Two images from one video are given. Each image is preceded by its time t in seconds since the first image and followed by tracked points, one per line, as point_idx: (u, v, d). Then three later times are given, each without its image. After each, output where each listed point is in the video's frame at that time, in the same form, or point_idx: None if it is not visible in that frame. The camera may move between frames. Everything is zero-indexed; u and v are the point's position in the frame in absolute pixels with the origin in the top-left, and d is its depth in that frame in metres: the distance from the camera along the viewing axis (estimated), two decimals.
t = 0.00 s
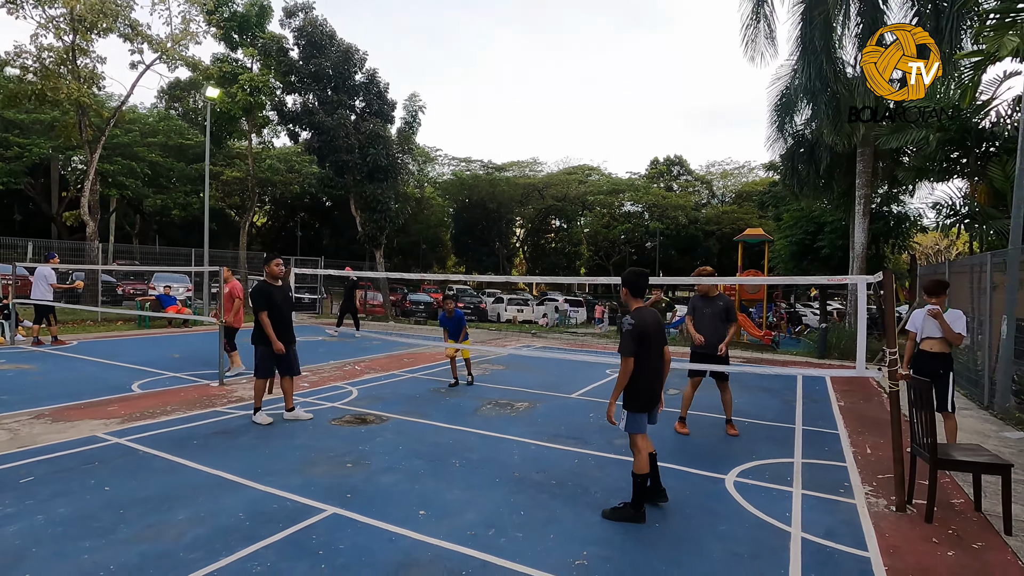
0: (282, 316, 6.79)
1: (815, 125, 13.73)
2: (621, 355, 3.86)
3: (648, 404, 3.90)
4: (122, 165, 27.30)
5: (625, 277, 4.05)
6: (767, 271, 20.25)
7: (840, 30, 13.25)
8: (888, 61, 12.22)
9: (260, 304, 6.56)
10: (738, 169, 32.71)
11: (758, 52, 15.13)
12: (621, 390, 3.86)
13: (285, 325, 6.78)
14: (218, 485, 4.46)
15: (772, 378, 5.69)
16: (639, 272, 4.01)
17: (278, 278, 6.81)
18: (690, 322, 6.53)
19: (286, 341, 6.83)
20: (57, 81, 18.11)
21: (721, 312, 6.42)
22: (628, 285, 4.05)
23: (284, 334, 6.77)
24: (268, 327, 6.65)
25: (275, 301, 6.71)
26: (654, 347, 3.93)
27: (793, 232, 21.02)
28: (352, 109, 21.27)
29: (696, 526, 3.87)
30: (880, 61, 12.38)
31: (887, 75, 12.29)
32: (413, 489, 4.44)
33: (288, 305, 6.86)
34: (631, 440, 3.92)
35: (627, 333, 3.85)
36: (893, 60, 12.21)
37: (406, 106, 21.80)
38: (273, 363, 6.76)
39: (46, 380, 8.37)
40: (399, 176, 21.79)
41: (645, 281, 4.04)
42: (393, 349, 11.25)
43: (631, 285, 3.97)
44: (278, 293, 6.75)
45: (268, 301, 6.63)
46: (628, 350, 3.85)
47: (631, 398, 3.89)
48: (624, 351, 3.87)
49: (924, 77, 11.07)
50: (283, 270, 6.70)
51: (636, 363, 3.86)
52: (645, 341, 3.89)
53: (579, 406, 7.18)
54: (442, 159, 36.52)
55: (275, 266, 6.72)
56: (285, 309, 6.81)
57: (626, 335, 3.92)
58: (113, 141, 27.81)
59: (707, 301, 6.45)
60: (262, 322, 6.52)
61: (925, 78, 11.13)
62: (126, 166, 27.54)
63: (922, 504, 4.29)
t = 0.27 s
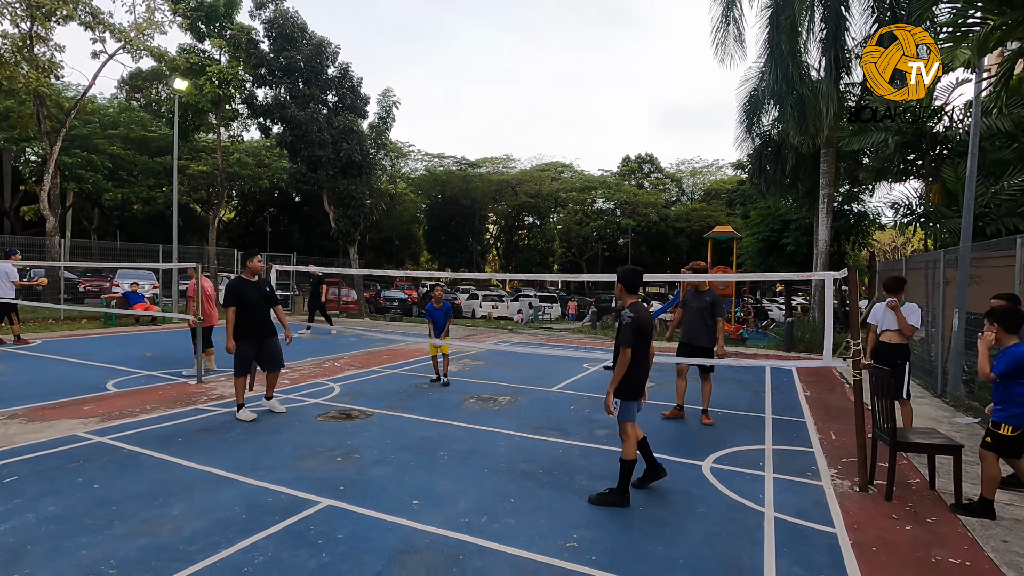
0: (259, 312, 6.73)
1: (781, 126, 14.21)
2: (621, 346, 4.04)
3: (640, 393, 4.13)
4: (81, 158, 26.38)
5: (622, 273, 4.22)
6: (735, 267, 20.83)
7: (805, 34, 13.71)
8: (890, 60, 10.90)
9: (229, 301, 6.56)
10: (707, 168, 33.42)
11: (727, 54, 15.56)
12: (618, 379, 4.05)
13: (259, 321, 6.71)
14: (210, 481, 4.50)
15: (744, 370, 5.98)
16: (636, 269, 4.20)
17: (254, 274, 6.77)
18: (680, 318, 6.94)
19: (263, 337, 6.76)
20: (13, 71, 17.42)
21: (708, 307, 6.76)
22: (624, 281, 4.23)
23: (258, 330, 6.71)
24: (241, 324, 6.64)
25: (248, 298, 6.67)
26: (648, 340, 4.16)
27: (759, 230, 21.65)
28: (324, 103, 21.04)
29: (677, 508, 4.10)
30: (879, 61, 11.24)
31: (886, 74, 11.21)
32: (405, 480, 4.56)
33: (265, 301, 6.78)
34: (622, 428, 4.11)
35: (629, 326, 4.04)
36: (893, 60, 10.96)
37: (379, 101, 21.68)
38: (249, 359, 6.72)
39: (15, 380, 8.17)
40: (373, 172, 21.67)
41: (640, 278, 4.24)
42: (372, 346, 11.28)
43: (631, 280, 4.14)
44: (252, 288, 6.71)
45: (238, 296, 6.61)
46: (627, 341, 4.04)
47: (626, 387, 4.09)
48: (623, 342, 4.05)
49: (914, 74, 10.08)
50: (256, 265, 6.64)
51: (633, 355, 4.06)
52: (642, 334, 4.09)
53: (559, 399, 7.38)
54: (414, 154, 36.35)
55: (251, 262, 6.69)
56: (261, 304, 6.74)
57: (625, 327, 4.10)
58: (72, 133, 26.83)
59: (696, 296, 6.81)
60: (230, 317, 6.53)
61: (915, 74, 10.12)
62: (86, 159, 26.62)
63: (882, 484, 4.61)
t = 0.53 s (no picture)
0: (238, 308, 6.68)
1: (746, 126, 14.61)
2: (625, 337, 4.16)
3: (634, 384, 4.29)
4: (31, 149, 25.21)
5: (617, 269, 4.33)
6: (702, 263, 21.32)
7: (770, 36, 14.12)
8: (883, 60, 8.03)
9: (208, 295, 6.47)
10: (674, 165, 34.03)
11: (694, 54, 15.89)
12: (620, 369, 4.15)
13: (236, 316, 6.65)
14: (190, 479, 4.45)
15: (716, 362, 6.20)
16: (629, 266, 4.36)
17: (235, 270, 6.72)
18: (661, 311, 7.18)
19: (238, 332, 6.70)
20: None
21: (683, 301, 6.95)
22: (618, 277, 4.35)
23: (234, 326, 6.65)
24: (220, 319, 6.55)
25: (228, 293, 6.61)
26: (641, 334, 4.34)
27: (724, 227, 22.20)
28: (291, 96, 20.64)
29: (656, 495, 4.25)
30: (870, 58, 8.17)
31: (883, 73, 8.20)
32: (389, 474, 4.60)
33: (244, 297, 6.75)
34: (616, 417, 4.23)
35: (633, 319, 4.17)
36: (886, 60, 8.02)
37: (349, 95, 21.41)
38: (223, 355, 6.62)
39: None
40: (343, 166, 21.39)
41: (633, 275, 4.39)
42: (345, 343, 11.19)
43: (628, 276, 4.27)
44: (231, 283, 6.66)
45: (217, 291, 6.54)
46: (629, 334, 4.18)
47: (623, 378, 4.20)
48: (626, 335, 4.18)
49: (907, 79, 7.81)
50: (241, 262, 6.63)
51: (631, 347, 4.21)
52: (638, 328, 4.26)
53: (536, 392, 7.49)
54: (383, 149, 35.96)
55: (234, 258, 6.64)
56: (241, 301, 6.70)
57: (625, 320, 4.22)
58: (20, 122, 25.63)
59: (674, 291, 7.01)
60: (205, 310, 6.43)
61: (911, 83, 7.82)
62: (36, 150, 25.46)
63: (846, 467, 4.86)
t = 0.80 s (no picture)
0: (215, 303, 6.61)
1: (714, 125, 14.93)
2: (625, 328, 4.24)
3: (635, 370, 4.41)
4: None
5: (613, 262, 4.38)
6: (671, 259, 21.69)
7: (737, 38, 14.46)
8: (884, 62, 6.74)
9: (186, 288, 6.44)
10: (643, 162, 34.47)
11: (665, 54, 16.17)
12: (621, 359, 4.25)
13: (214, 311, 6.59)
14: (170, 478, 4.34)
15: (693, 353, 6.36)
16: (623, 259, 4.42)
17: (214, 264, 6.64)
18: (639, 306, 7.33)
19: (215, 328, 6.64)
20: None
21: (658, 296, 7.10)
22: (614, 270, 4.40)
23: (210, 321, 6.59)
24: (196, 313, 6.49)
25: (205, 287, 6.54)
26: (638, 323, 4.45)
27: (692, 223, 22.64)
28: (257, 87, 20.15)
29: (642, 483, 4.35)
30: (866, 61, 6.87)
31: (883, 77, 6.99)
32: (376, 468, 4.58)
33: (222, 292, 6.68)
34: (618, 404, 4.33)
35: (631, 309, 4.26)
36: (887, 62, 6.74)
37: (317, 88, 21.02)
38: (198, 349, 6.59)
39: None
40: (311, 161, 21.00)
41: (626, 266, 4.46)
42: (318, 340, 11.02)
43: (624, 269, 4.33)
44: (208, 278, 6.61)
45: (193, 284, 6.48)
46: (628, 324, 4.25)
47: (624, 367, 4.31)
48: (625, 325, 4.26)
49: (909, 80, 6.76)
50: (219, 257, 6.54)
51: (631, 336, 4.30)
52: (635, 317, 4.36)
53: (516, 386, 7.55)
54: (351, 143, 35.41)
55: (213, 253, 6.54)
56: (219, 296, 6.64)
57: (623, 311, 4.29)
58: None
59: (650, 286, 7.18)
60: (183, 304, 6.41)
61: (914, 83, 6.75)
62: None
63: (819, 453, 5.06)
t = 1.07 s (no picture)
0: (196, 302, 6.51)
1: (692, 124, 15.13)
2: (624, 326, 4.34)
3: (637, 365, 4.53)
4: None
5: (609, 261, 4.44)
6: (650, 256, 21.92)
7: (716, 38, 14.65)
8: (885, 62, 6.77)
9: (165, 286, 6.43)
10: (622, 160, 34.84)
11: (645, 52, 16.33)
12: (622, 356, 4.39)
13: (194, 310, 6.48)
14: (160, 480, 4.30)
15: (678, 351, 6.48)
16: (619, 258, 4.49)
17: (196, 263, 6.52)
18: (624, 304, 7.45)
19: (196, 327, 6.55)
20: None
21: (643, 292, 7.25)
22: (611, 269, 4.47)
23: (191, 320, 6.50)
24: (175, 310, 6.45)
25: (185, 285, 6.46)
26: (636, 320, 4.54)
27: (670, 221, 22.95)
28: (232, 81, 19.77)
29: (632, 478, 4.45)
30: (867, 61, 6.88)
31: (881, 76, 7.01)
32: (370, 467, 4.61)
33: (204, 291, 6.56)
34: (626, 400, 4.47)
35: (629, 307, 4.35)
36: (887, 62, 6.79)
37: (295, 81, 20.70)
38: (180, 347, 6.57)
39: None
40: (289, 155, 20.69)
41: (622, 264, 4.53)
42: (301, 338, 10.91)
43: (621, 267, 4.41)
44: (190, 277, 6.51)
45: (173, 282, 6.45)
46: (628, 321, 4.35)
47: (627, 363, 4.43)
48: (624, 324, 4.35)
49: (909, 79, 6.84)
50: (198, 257, 6.38)
51: (631, 333, 4.40)
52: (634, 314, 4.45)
53: (503, 384, 7.60)
54: (328, 138, 34.96)
55: (191, 252, 6.41)
56: (200, 295, 6.53)
57: (623, 309, 4.38)
58: None
59: (635, 283, 7.32)
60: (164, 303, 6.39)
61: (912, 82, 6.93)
62: None
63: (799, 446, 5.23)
